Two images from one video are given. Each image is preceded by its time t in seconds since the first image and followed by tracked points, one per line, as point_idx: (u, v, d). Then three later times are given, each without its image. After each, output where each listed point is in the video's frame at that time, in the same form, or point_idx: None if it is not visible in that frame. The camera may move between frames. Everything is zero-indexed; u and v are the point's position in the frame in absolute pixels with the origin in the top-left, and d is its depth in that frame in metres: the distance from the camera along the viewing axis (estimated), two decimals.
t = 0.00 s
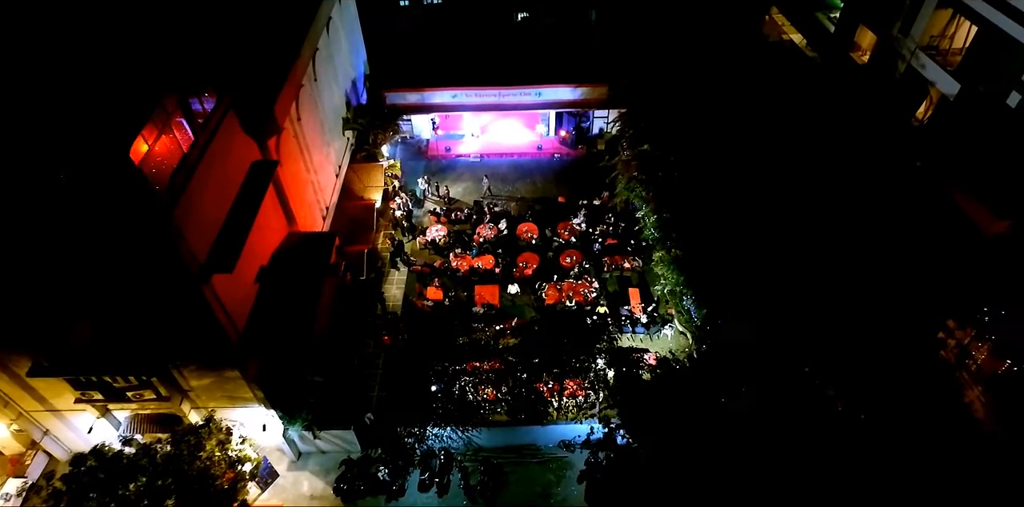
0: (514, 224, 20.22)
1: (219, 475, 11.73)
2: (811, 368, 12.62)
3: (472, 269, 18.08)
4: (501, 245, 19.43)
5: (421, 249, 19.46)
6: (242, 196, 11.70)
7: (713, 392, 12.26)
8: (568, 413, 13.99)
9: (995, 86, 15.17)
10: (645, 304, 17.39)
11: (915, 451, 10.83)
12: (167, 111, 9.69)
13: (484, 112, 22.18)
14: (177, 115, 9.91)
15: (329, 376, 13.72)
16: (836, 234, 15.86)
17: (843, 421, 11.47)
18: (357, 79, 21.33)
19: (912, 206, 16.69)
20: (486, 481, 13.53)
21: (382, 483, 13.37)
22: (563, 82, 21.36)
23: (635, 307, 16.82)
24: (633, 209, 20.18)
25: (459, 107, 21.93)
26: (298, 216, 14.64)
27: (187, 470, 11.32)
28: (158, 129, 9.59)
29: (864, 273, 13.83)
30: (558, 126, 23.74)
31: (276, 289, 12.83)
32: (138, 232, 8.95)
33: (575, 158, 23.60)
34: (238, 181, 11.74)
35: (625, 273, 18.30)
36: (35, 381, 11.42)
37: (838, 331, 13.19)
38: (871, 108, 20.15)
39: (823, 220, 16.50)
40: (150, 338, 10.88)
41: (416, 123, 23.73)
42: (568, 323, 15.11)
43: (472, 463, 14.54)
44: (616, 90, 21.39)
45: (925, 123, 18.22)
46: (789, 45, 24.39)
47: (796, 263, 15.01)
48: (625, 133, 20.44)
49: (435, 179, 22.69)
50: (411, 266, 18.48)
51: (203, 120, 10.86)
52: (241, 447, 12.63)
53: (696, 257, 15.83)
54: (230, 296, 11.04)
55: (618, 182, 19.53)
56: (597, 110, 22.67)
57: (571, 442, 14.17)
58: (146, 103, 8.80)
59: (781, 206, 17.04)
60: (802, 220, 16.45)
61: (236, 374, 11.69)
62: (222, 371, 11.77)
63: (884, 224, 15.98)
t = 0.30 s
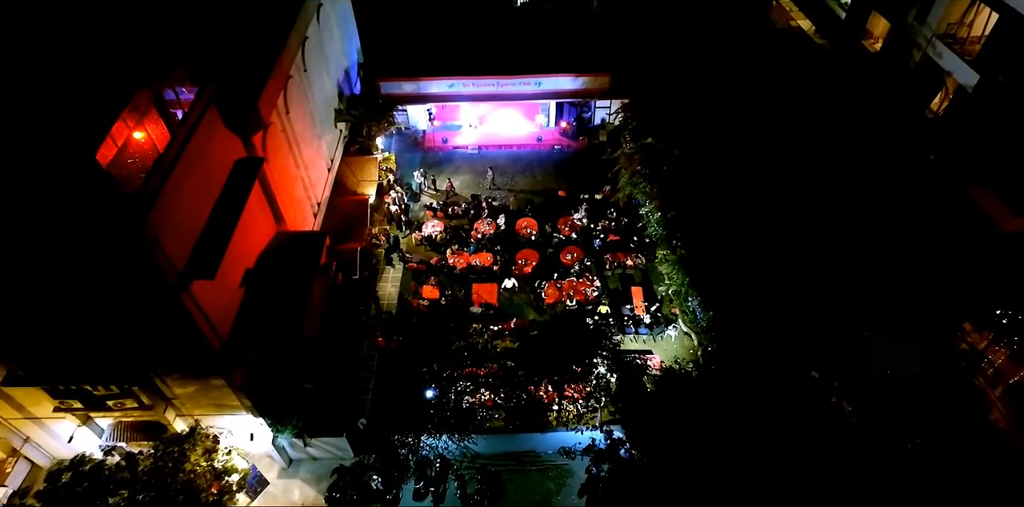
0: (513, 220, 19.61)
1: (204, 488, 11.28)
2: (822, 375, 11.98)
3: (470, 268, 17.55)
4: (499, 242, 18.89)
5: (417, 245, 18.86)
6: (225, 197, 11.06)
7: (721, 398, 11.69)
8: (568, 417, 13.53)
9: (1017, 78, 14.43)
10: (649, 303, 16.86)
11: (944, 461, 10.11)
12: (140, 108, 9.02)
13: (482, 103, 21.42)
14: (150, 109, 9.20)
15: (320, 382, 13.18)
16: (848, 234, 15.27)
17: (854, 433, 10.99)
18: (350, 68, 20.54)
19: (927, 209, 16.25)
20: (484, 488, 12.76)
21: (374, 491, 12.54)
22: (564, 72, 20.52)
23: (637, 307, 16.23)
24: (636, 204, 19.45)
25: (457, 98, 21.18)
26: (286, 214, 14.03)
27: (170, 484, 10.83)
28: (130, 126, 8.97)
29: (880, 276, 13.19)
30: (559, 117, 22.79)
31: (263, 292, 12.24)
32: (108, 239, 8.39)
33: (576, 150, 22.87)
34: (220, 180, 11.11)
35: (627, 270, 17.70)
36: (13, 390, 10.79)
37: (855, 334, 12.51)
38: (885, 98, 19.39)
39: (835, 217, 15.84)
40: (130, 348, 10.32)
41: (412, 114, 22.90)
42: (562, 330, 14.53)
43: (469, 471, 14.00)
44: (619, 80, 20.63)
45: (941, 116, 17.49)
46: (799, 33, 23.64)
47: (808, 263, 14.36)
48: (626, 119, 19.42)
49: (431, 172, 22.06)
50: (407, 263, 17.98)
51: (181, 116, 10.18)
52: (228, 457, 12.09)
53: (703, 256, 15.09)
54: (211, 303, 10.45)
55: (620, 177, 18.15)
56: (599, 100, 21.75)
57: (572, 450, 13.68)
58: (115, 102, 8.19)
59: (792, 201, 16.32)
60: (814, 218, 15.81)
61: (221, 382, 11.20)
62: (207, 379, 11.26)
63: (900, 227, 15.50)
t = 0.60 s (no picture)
0: (512, 216, 19.04)
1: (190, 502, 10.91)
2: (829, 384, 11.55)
3: (467, 265, 16.92)
4: (497, 239, 18.32)
5: (413, 243, 18.31)
6: (208, 199, 10.47)
7: (728, 410, 11.27)
8: (569, 424, 13.20)
9: None
10: (653, 303, 16.33)
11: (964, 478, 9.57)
12: (112, 108, 8.38)
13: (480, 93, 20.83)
14: (122, 106, 8.58)
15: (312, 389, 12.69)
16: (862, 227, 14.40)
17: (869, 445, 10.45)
18: (342, 58, 19.81)
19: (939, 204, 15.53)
20: (483, 496, 12.27)
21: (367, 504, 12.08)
22: (565, 62, 19.80)
23: (641, 307, 15.69)
24: (638, 199, 18.86)
25: (454, 88, 20.54)
26: (275, 214, 13.46)
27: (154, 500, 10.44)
28: (106, 127, 8.34)
29: (897, 280, 12.61)
30: (559, 109, 21.88)
31: (250, 297, 11.72)
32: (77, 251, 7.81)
33: (576, 142, 22.21)
34: (202, 182, 10.54)
35: (630, 268, 17.17)
36: None
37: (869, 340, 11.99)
38: (900, 88, 18.66)
39: (851, 212, 15.09)
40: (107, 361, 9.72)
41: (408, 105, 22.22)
42: (565, 335, 13.36)
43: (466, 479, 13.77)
44: (622, 70, 19.87)
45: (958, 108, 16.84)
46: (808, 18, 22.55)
47: (819, 262, 13.76)
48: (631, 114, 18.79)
49: (427, 165, 21.48)
50: (403, 261, 17.49)
51: (157, 113, 9.55)
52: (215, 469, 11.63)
53: (709, 256, 14.55)
54: (194, 311, 9.93)
55: (624, 172, 17.59)
56: (601, 91, 21.02)
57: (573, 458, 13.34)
58: (81, 104, 7.57)
59: (802, 197, 15.70)
60: (829, 213, 15.05)
61: (206, 391, 10.72)
62: (192, 389, 10.79)
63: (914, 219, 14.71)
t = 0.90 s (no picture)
0: (511, 213, 18.49)
1: None
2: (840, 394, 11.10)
3: (465, 264, 16.39)
4: (496, 237, 17.84)
5: (409, 240, 17.86)
6: (191, 204, 9.93)
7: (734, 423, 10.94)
8: (568, 432, 12.72)
9: None
10: (656, 304, 15.87)
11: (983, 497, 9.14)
12: (79, 113, 7.80)
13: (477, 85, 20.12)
14: (93, 107, 8.06)
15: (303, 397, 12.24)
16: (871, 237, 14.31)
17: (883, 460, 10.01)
18: (336, 48, 19.07)
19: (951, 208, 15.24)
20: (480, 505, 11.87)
21: None
22: (567, 52, 19.03)
23: (643, 309, 15.20)
24: (640, 195, 18.30)
25: (451, 80, 19.83)
26: (263, 214, 12.90)
27: None
28: (73, 132, 7.78)
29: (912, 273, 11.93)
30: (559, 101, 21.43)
31: (237, 305, 11.21)
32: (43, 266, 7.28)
33: (577, 135, 21.54)
34: (185, 185, 9.99)
35: (633, 266, 16.61)
36: None
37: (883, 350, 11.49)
38: (912, 81, 18.03)
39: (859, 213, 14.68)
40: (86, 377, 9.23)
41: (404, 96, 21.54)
42: (566, 342, 12.94)
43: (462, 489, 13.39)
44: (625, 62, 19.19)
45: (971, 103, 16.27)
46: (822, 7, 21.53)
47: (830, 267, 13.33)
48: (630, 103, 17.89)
49: (424, 159, 20.91)
50: (398, 259, 16.95)
51: (133, 114, 8.96)
52: (203, 482, 11.24)
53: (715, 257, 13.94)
54: (176, 321, 9.44)
55: (625, 168, 16.59)
56: (603, 82, 20.27)
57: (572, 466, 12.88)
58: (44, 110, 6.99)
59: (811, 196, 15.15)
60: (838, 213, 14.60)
61: (192, 403, 10.27)
62: (177, 399, 10.34)
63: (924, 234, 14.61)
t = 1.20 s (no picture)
0: (509, 210, 17.99)
1: None
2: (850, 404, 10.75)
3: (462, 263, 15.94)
4: (495, 235, 17.28)
5: (406, 238, 17.25)
6: (174, 210, 9.44)
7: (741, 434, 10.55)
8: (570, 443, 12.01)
9: None
10: (659, 306, 15.39)
11: None
12: (47, 119, 7.29)
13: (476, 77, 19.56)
14: (63, 112, 7.53)
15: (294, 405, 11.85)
16: (879, 245, 14.10)
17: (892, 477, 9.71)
18: (329, 39, 18.45)
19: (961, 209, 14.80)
20: None
21: None
22: (567, 43, 18.38)
23: (646, 310, 14.77)
24: (644, 192, 17.95)
25: (449, 71, 19.25)
26: (252, 216, 12.42)
27: None
28: (42, 140, 7.28)
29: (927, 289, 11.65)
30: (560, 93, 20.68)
31: (226, 312, 10.79)
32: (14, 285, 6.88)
33: (578, 129, 20.95)
34: (168, 190, 9.52)
35: (635, 266, 16.16)
36: None
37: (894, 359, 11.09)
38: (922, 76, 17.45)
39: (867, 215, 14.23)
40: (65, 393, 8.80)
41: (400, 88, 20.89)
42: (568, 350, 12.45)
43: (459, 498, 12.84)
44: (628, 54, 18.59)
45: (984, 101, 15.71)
46: None
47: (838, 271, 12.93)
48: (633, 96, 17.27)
49: (421, 154, 20.35)
50: (394, 259, 16.48)
51: (109, 118, 8.44)
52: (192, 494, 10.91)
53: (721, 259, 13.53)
54: (159, 334, 9.01)
55: (627, 164, 16.02)
56: (605, 74, 19.74)
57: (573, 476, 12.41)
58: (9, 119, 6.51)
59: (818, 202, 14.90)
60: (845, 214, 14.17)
61: (179, 415, 9.89)
62: (163, 411, 9.96)
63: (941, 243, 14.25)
